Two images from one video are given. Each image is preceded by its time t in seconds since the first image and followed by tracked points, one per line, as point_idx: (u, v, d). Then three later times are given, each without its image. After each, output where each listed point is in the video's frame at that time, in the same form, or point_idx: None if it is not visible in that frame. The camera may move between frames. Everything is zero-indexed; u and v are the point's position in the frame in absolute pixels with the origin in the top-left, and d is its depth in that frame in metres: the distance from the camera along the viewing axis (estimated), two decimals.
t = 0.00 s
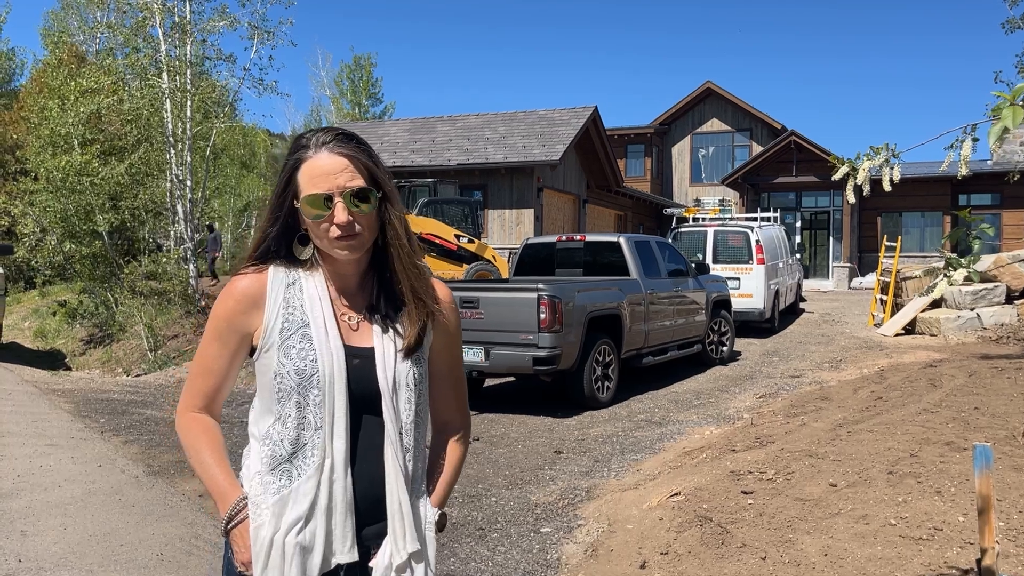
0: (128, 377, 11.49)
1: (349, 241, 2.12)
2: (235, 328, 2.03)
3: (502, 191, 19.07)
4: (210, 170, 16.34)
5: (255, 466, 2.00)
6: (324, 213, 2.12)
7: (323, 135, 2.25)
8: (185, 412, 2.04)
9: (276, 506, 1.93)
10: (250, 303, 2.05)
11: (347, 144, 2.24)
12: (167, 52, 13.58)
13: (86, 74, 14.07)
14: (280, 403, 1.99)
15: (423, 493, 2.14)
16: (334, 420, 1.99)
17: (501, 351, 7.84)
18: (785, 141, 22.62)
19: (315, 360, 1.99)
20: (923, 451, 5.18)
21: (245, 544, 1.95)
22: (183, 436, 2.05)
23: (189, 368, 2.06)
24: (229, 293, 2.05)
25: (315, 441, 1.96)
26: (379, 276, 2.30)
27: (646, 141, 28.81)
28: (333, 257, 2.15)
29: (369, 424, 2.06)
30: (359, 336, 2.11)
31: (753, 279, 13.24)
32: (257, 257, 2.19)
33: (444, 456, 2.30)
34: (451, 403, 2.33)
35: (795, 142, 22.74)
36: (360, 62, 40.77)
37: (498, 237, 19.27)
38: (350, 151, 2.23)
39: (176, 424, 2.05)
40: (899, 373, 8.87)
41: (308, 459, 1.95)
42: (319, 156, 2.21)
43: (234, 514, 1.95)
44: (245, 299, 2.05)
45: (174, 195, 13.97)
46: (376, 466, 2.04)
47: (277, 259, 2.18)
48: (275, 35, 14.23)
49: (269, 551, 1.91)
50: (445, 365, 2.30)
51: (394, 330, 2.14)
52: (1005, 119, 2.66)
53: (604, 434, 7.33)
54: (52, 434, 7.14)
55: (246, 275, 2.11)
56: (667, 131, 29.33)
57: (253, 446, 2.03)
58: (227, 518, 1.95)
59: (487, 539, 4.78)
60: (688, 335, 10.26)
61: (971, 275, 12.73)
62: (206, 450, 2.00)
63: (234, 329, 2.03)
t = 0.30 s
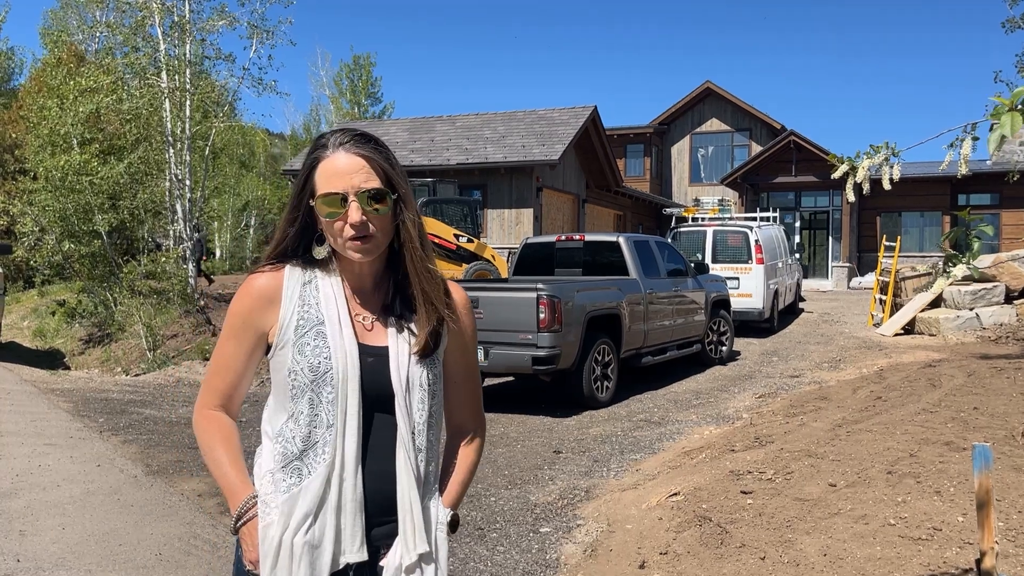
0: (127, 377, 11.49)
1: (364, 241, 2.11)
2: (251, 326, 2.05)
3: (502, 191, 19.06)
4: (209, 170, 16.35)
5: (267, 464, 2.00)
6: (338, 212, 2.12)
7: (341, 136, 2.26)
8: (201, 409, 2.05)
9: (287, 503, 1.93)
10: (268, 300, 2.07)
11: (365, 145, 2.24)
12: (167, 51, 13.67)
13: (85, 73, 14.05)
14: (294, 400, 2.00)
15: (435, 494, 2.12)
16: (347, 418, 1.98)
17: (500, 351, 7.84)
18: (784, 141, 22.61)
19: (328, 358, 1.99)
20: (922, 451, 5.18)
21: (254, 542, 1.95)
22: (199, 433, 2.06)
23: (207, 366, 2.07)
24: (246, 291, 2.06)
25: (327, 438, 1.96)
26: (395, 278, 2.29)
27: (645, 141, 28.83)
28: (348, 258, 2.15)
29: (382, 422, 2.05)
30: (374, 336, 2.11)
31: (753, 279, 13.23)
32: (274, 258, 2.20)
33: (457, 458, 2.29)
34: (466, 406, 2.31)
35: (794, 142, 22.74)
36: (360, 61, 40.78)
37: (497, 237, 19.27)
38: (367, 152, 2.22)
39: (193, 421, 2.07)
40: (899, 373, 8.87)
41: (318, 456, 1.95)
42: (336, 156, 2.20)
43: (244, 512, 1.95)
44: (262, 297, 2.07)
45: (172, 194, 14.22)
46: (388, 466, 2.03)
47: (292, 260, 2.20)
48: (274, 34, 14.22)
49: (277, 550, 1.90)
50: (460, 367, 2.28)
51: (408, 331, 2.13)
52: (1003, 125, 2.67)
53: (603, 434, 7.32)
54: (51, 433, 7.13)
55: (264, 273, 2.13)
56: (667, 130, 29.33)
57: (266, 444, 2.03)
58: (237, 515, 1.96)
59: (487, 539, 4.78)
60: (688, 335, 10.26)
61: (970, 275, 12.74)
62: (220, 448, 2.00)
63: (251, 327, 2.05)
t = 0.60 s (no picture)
0: (123, 377, 11.48)
1: (376, 241, 2.11)
2: (263, 324, 2.05)
3: (499, 191, 19.06)
4: (207, 170, 16.33)
5: (275, 463, 2.00)
6: (351, 212, 2.11)
7: (357, 136, 2.26)
8: (212, 407, 2.04)
9: (293, 502, 1.92)
10: (280, 298, 2.07)
11: (380, 147, 2.24)
12: (163, 51, 13.74)
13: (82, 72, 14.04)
14: (302, 398, 2.00)
15: (443, 495, 2.12)
16: (354, 418, 1.98)
17: (497, 351, 7.84)
18: (781, 142, 22.63)
19: (338, 356, 1.99)
20: (919, 452, 5.18)
21: (258, 541, 1.94)
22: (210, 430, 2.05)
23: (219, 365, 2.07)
24: (259, 288, 2.06)
25: (333, 437, 1.96)
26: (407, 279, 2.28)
27: (643, 141, 28.84)
28: (360, 258, 2.14)
29: (389, 423, 2.05)
30: (384, 336, 2.12)
31: (750, 279, 13.25)
32: (290, 257, 2.20)
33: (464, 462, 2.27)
34: (475, 410, 2.30)
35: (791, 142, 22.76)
36: (357, 61, 40.76)
37: (494, 237, 19.26)
38: (383, 153, 2.22)
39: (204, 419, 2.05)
40: (896, 373, 8.89)
41: (323, 455, 1.95)
42: (351, 157, 2.21)
43: (249, 512, 1.95)
44: (274, 294, 2.07)
45: (169, 194, 14.24)
46: (396, 466, 2.03)
47: (306, 258, 2.21)
48: (271, 35, 14.22)
49: (281, 550, 1.90)
50: (470, 370, 2.27)
51: (418, 332, 2.13)
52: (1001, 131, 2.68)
53: (601, 434, 7.32)
54: (47, 434, 7.11)
55: (277, 271, 2.13)
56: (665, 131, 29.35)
57: (274, 443, 2.03)
58: (242, 514, 1.95)
59: (484, 539, 4.78)
60: (685, 335, 10.27)
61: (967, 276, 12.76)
62: (230, 446, 2.00)
63: (263, 325, 2.05)
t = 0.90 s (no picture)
0: (120, 377, 11.47)
1: (384, 233, 2.11)
2: (267, 321, 2.05)
3: (497, 192, 19.07)
4: (204, 170, 16.33)
5: (278, 462, 2.00)
6: (358, 206, 2.12)
7: (361, 135, 2.27)
8: (218, 406, 2.05)
9: (294, 501, 1.92)
10: (283, 295, 2.07)
11: (385, 144, 2.25)
12: (160, 51, 13.79)
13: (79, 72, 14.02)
14: (303, 395, 1.99)
15: (445, 495, 2.11)
16: (355, 415, 1.98)
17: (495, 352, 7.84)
18: (778, 142, 22.66)
19: (338, 353, 1.99)
20: (916, 453, 5.19)
21: (261, 540, 1.94)
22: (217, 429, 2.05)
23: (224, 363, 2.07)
24: (263, 286, 2.07)
25: (333, 434, 1.95)
26: (410, 277, 2.29)
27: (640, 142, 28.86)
28: (365, 254, 2.14)
29: (390, 420, 2.05)
30: (386, 333, 2.11)
31: (747, 280, 13.27)
32: (294, 256, 2.21)
33: (468, 461, 2.26)
34: (480, 409, 2.29)
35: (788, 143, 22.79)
36: (354, 62, 40.77)
37: (492, 237, 19.26)
38: (388, 150, 2.24)
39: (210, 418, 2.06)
40: (893, 374, 8.91)
41: (323, 452, 1.95)
42: (356, 153, 2.22)
43: (253, 510, 1.95)
44: (277, 292, 2.07)
45: (166, 194, 14.28)
46: (396, 464, 2.02)
47: (310, 258, 2.21)
48: (269, 35, 14.22)
49: (282, 549, 1.90)
50: (475, 369, 2.26)
51: (422, 328, 2.13)
52: (1001, 122, 2.66)
53: (598, 435, 7.33)
54: (43, 434, 7.10)
55: (280, 270, 2.13)
56: (662, 131, 29.39)
57: (278, 442, 2.03)
58: (245, 513, 1.95)
59: (482, 540, 4.78)
60: (682, 335, 10.28)
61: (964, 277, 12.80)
62: (234, 445, 2.00)
63: (266, 322, 2.05)
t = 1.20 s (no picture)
0: (118, 377, 11.49)
1: (382, 227, 2.11)
2: (262, 322, 2.06)
3: (494, 192, 19.08)
4: (202, 171, 16.34)
5: (274, 463, 2.01)
6: (355, 202, 2.12)
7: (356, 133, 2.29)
8: (217, 408, 2.06)
9: (290, 501, 1.93)
10: (277, 297, 2.08)
11: (380, 141, 2.26)
12: (158, 51, 13.79)
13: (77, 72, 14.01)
14: (297, 396, 2.00)
15: (440, 495, 2.10)
16: (349, 415, 1.98)
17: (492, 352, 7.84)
18: (776, 142, 22.68)
19: (331, 353, 1.99)
20: (913, 452, 5.21)
21: (258, 541, 1.95)
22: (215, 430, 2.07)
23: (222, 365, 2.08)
24: (258, 287, 2.08)
25: (327, 434, 1.96)
26: (405, 275, 2.28)
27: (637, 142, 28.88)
28: (362, 249, 2.14)
29: (383, 420, 2.05)
30: (380, 331, 2.11)
31: (744, 280, 13.29)
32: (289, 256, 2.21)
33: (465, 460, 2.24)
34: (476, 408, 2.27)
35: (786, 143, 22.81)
36: (351, 62, 40.78)
37: (490, 237, 19.27)
38: (383, 147, 2.25)
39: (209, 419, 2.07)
40: (890, 373, 8.93)
41: (317, 452, 1.95)
42: (352, 150, 2.22)
43: (249, 512, 1.96)
44: (271, 293, 2.08)
45: (163, 195, 14.29)
46: (390, 463, 2.03)
47: (306, 258, 2.21)
48: (266, 35, 14.22)
49: (278, 549, 1.91)
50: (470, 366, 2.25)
51: (417, 324, 2.12)
52: (994, 119, 2.66)
53: (596, 435, 7.33)
54: (41, 435, 7.09)
55: (274, 271, 2.14)
56: (659, 131, 29.41)
57: (275, 442, 2.04)
58: (242, 514, 1.97)
59: (479, 540, 4.78)
60: (680, 335, 10.28)
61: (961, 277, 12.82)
62: (233, 447, 2.02)
63: (261, 323, 2.06)
